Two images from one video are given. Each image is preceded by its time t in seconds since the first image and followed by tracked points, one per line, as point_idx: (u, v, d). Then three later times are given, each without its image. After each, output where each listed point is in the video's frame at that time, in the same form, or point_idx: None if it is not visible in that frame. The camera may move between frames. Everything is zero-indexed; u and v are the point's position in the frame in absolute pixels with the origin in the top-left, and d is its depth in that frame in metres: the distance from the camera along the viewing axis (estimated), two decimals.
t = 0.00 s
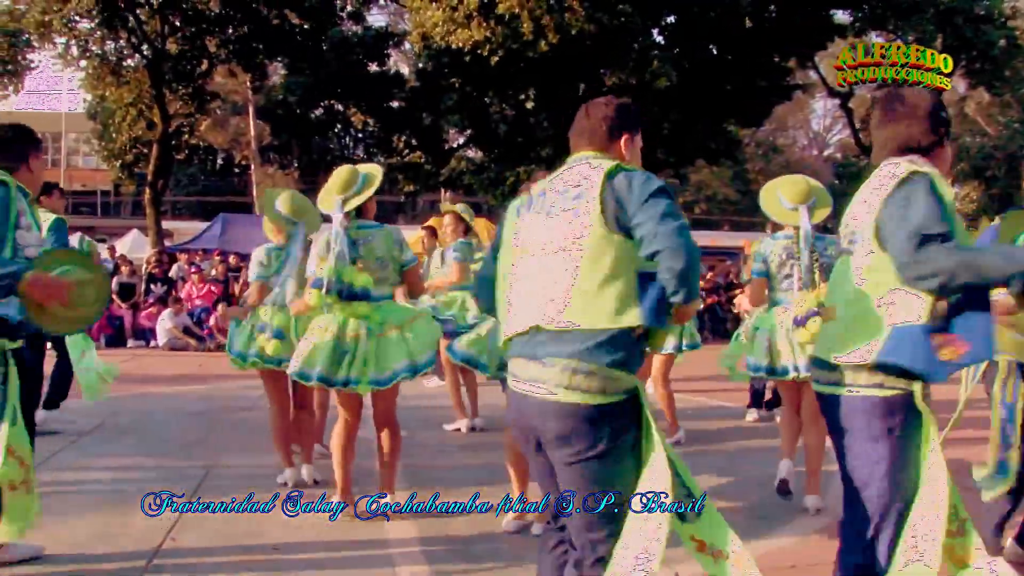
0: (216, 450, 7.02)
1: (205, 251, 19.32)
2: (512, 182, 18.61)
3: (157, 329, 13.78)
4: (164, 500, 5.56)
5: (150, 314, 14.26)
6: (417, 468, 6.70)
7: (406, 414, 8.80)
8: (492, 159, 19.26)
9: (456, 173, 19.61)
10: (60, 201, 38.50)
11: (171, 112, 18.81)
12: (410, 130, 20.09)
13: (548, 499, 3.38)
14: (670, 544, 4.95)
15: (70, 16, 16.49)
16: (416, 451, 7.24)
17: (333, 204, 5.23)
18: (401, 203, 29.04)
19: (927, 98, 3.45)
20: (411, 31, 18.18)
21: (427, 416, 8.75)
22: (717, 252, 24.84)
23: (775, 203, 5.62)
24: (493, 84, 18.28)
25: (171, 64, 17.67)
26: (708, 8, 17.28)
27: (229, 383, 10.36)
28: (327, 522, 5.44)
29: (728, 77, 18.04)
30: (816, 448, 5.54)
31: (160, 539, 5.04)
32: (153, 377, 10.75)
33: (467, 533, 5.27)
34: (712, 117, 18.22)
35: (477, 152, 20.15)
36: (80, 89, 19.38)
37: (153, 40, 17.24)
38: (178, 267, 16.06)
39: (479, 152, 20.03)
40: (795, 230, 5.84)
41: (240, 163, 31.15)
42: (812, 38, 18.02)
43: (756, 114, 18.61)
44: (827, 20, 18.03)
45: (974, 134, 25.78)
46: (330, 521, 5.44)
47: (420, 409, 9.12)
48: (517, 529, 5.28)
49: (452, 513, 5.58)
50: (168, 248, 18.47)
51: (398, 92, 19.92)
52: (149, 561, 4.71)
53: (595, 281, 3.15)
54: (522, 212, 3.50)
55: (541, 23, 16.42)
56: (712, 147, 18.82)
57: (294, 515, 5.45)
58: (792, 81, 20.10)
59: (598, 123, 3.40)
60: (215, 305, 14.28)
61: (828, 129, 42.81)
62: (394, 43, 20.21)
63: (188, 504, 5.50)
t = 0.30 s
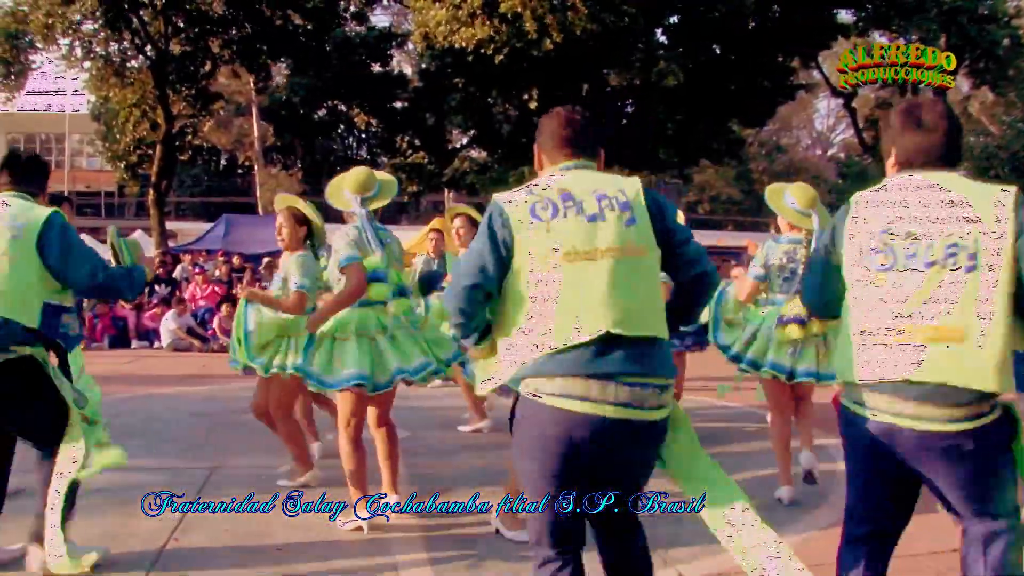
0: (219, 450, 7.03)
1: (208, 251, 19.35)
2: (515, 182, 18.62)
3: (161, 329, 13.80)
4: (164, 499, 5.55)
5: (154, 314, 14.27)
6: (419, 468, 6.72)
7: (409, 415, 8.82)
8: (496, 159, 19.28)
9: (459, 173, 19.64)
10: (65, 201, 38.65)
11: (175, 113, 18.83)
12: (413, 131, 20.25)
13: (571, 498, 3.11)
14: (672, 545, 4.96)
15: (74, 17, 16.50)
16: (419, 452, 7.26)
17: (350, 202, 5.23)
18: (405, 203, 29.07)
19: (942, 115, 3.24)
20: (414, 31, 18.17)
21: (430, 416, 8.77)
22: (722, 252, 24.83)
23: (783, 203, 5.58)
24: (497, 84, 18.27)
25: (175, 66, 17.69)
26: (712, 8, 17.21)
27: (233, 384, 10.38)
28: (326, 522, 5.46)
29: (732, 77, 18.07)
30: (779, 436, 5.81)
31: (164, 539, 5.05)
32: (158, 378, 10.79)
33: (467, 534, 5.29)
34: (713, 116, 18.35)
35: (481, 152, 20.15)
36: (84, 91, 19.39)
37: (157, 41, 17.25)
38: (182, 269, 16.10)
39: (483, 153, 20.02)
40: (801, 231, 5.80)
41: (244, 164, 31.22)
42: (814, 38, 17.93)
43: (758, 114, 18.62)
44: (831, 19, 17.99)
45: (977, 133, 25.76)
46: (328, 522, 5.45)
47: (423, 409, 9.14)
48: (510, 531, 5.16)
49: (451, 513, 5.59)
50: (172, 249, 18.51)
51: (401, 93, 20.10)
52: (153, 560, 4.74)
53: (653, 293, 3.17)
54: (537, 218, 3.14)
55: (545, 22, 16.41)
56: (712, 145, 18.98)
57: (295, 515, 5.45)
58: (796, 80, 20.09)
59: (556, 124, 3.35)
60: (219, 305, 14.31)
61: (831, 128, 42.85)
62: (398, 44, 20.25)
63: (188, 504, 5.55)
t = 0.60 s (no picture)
0: (221, 450, 7.05)
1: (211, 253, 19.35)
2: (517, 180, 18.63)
3: (163, 330, 13.81)
4: (164, 499, 5.56)
5: (157, 315, 14.26)
6: (422, 468, 6.71)
7: (411, 415, 8.82)
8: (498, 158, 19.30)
9: (462, 173, 19.61)
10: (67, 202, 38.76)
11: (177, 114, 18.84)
12: (415, 131, 20.25)
13: (570, 498, 3.07)
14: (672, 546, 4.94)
15: (76, 18, 16.50)
16: (421, 452, 7.26)
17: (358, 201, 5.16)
18: (407, 203, 29.06)
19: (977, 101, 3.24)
20: (415, 32, 18.17)
21: (433, 417, 8.77)
22: (724, 250, 24.83)
23: (776, 195, 5.96)
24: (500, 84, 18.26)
25: (178, 66, 17.70)
26: (713, 8, 17.32)
27: (236, 384, 10.37)
28: (329, 525, 5.35)
29: (734, 77, 18.06)
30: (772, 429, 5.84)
31: (164, 541, 5.04)
32: (160, 378, 10.80)
33: (469, 537, 5.24)
34: (715, 116, 18.22)
35: (483, 152, 20.15)
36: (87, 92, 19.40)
37: (159, 41, 17.25)
38: (185, 270, 16.10)
39: (486, 153, 20.08)
40: (795, 220, 5.87)
41: (247, 164, 31.25)
42: (815, 37, 17.94)
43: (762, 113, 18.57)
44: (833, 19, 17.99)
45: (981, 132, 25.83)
46: (331, 526, 5.32)
47: (425, 410, 9.14)
48: (520, 535, 5.10)
49: (452, 513, 5.58)
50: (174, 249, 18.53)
51: (403, 93, 20.13)
52: (156, 560, 4.75)
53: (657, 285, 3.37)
54: (570, 213, 3.12)
55: (546, 20, 16.41)
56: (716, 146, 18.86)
57: (295, 516, 5.47)
58: (799, 80, 20.05)
59: (524, 128, 3.58)
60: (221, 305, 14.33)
61: (834, 127, 42.80)
62: (400, 44, 20.25)
63: (188, 504, 5.55)
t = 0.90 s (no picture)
0: (219, 451, 7.04)
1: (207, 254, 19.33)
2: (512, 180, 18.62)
3: (159, 331, 13.81)
4: (164, 500, 5.60)
5: (153, 316, 14.25)
6: (420, 468, 6.69)
7: (408, 415, 8.81)
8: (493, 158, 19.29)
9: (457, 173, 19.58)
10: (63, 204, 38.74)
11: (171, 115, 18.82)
12: (411, 132, 20.15)
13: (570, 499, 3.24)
14: (669, 543, 4.94)
15: (70, 19, 16.49)
16: (419, 452, 7.25)
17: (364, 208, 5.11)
18: (403, 204, 29.05)
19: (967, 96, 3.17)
20: (409, 32, 18.18)
21: (430, 417, 8.76)
22: (721, 251, 24.81)
23: (763, 202, 5.95)
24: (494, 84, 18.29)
25: (172, 67, 17.68)
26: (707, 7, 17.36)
27: (232, 386, 10.36)
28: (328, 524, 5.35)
29: (729, 76, 18.04)
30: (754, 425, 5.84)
31: (162, 541, 5.04)
32: (156, 380, 10.77)
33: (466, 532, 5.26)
34: (709, 117, 18.15)
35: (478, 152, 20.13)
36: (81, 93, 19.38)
37: (154, 42, 17.24)
38: (181, 271, 16.09)
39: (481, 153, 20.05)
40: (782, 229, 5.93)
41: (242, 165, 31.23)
42: (811, 37, 17.98)
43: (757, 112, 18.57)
44: (827, 19, 18.02)
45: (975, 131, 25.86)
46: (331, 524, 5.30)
47: (422, 410, 9.13)
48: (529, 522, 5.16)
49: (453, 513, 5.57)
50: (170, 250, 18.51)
51: (398, 94, 20.13)
52: (153, 561, 4.74)
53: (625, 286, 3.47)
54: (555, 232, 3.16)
55: (539, 20, 16.41)
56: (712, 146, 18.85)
57: (294, 515, 5.48)
58: (794, 79, 20.06)
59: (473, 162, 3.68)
60: (217, 306, 14.31)
61: (829, 127, 42.87)
62: (394, 44, 20.16)
63: (188, 504, 5.57)
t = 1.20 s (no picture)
0: (213, 452, 7.03)
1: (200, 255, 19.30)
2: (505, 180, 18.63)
3: (151, 333, 13.79)
4: (165, 500, 5.61)
5: (146, 318, 14.23)
6: (415, 469, 6.69)
7: (402, 415, 8.81)
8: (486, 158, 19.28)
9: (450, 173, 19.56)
10: (55, 207, 38.58)
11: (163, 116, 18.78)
12: (404, 131, 20.29)
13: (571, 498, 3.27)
14: (663, 542, 4.95)
15: (61, 21, 16.43)
16: (414, 452, 7.25)
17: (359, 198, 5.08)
18: (397, 203, 29.03)
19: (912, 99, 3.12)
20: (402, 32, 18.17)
21: (424, 417, 8.76)
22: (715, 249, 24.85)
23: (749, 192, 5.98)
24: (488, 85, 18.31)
25: (164, 68, 17.64)
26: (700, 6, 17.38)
27: (227, 387, 10.35)
28: (326, 524, 5.34)
29: (722, 75, 18.06)
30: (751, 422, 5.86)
31: (157, 544, 5.04)
32: (150, 382, 10.73)
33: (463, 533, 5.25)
34: (703, 116, 18.25)
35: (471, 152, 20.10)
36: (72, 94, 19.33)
37: (145, 43, 17.18)
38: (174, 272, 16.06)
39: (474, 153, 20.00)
40: (768, 221, 5.95)
41: (235, 165, 31.17)
42: (806, 37, 17.98)
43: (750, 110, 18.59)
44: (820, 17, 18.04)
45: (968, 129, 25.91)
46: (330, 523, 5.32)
47: (417, 410, 9.13)
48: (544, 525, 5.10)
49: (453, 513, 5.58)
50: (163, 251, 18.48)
51: (391, 94, 20.13)
52: (147, 563, 4.74)
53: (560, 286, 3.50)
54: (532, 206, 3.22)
55: (530, 21, 16.41)
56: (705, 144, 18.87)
57: (295, 516, 5.49)
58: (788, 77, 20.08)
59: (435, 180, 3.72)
60: (210, 308, 14.29)
61: (822, 125, 42.95)
62: (387, 44, 20.09)
63: (187, 504, 5.59)
